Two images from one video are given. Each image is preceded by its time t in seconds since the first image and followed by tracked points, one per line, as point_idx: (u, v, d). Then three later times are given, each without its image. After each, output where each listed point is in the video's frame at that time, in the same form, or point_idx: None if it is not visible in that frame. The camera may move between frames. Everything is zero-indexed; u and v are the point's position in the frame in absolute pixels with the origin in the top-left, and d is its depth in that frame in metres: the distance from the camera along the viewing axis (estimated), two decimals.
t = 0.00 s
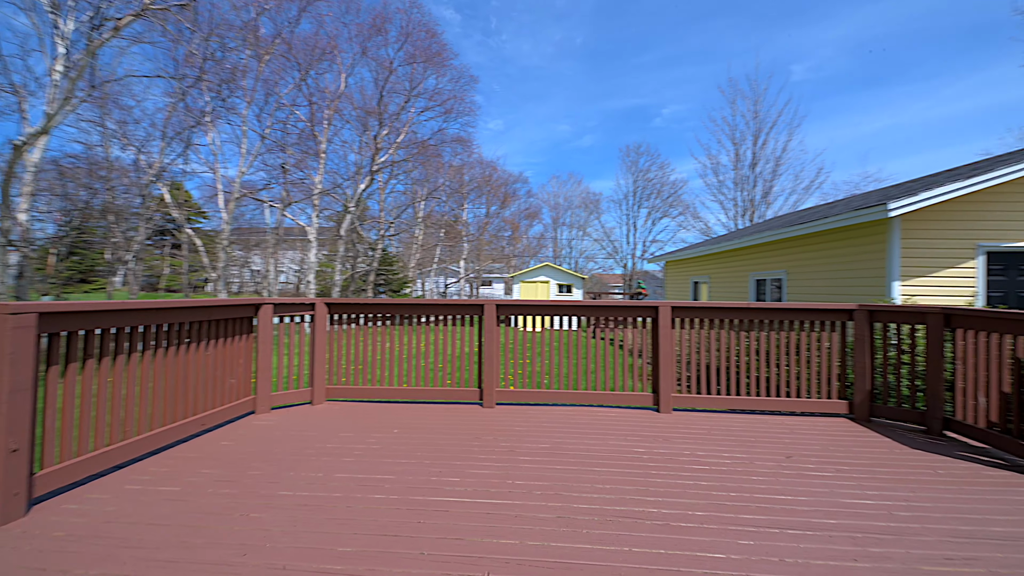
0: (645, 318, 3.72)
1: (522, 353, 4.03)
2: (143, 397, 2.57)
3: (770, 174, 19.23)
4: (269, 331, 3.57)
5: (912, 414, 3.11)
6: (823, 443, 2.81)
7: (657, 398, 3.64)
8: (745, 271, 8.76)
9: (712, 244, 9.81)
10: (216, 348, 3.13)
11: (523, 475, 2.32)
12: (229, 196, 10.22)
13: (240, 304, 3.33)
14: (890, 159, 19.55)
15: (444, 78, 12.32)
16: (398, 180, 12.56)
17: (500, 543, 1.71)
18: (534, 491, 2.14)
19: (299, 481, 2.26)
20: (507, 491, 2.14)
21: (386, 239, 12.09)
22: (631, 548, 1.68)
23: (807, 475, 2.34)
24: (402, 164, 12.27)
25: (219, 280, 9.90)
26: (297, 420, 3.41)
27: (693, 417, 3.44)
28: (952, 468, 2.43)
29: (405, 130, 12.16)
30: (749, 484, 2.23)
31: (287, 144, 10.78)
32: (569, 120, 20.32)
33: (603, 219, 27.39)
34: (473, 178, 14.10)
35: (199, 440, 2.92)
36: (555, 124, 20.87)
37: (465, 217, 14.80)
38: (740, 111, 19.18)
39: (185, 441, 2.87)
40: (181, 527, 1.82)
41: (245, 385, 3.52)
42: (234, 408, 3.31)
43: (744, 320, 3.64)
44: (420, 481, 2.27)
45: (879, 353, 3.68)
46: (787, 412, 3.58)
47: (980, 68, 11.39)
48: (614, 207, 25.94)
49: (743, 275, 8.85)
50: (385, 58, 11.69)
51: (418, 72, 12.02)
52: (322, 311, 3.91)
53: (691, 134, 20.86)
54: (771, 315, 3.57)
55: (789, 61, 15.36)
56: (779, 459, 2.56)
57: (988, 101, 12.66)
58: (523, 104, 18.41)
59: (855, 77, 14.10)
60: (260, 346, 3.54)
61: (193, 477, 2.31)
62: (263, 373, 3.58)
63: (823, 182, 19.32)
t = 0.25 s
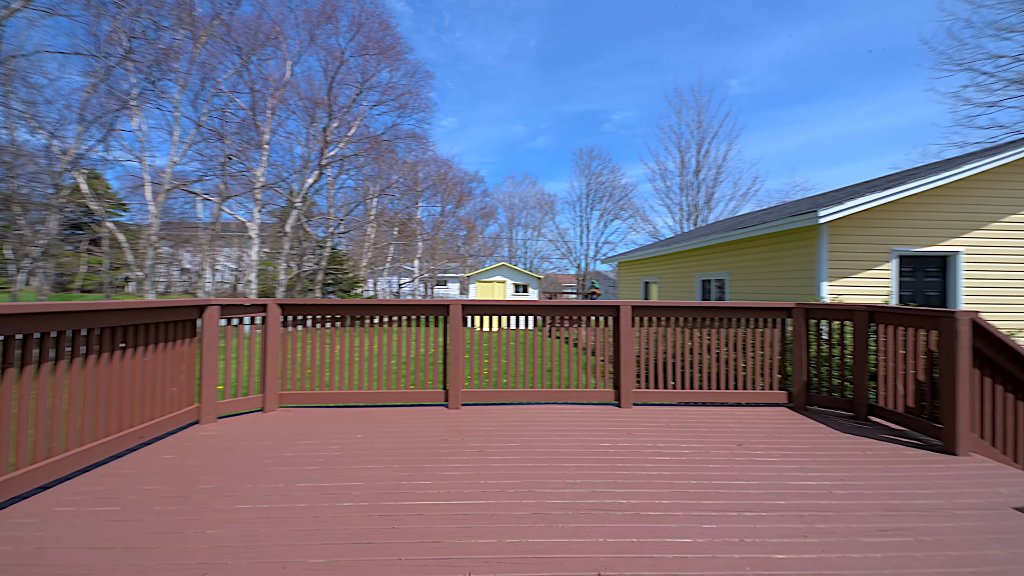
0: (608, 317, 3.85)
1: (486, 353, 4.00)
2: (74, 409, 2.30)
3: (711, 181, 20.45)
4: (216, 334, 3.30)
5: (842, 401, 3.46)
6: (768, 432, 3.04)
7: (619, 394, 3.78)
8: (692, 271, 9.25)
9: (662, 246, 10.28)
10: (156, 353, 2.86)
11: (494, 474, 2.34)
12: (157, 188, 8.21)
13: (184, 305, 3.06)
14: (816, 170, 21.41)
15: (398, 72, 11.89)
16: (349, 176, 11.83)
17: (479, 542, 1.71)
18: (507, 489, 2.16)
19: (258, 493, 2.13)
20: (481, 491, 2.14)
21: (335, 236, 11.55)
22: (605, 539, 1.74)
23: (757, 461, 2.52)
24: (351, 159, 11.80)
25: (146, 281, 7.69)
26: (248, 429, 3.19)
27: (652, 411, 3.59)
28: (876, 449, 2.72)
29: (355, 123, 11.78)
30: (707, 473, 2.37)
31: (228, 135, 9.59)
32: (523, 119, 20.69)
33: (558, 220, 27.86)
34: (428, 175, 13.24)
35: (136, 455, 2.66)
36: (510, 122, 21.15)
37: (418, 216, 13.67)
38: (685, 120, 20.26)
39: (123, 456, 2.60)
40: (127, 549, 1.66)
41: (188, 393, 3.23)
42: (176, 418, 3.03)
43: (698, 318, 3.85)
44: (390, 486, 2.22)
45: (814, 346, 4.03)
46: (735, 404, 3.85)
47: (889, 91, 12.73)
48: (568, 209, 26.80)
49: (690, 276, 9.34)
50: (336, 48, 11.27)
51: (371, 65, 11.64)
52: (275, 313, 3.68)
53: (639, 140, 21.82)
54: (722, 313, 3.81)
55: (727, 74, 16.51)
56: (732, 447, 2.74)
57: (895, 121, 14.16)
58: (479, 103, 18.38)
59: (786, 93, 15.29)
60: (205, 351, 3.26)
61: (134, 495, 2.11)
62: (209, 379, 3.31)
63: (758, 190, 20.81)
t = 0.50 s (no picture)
0: (573, 314, 3.92)
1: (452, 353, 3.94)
2: None
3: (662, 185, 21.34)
4: (156, 336, 3.01)
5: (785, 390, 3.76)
6: (722, 420, 3.23)
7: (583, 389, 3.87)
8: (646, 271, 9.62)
9: (617, 247, 10.61)
10: (86, 357, 2.57)
11: (466, 472, 2.32)
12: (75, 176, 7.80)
13: (119, 304, 2.75)
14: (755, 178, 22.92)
15: (351, 62, 11.29)
16: (296, 168, 10.56)
17: (458, 540, 1.70)
18: (481, 486, 2.15)
19: (214, 503, 1.98)
20: (455, 489, 2.12)
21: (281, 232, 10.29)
22: (581, 529, 1.78)
23: (716, 448, 2.67)
24: (301, 151, 10.59)
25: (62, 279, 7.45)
26: (194, 437, 2.95)
27: (615, 405, 3.71)
28: (817, 433, 2.97)
29: (304, 114, 10.88)
30: (671, 461, 2.48)
31: (158, 120, 8.68)
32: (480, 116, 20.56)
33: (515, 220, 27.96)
34: (382, 171, 12.05)
35: (62, 470, 2.38)
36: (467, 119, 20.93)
37: (371, 212, 12.08)
38: (638, 126, 20.98)
39: (48, 471, 2.32)
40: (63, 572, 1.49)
41: (123, 401, 2.93)
42: (110, 427, 2.75)
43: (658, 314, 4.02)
44: (359, 489, 2.14)
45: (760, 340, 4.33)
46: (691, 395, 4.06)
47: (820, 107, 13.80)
48: (525, 209, 27.03)
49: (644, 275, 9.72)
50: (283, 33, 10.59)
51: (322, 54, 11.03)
52: (223, 312, 3.41)
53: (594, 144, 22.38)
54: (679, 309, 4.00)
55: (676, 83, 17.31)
56: (691, 436, 2.89)
57: (825, 135, 15.41)
58: (436, 100, 18.07)
59: (731, 105, 16.19)
60: (143, 355, 2.96)
61: (65, 513, 1.89)
62: (148, 385, 3.02)
63: (703, 195, 21.96)
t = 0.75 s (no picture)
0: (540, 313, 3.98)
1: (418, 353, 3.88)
2: None
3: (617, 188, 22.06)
4: (89, 340, 2.71)
5: (735, 381, 4.04)
6: (682, 412, 3.40)
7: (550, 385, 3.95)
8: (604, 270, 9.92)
9: (576, 247, 10.83)
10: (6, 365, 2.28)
11: (441, 472, 2.29)
12: None
13: (44, 305, 2.45)
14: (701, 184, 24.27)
15: (300, 50, 10.62)
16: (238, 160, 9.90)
17: (439, 539, 1.68)
18: (457, 484, 2.14)
19: (168, 518, 1.83)
20: (431, 489, 2.09)
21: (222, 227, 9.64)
22: (560, 521, 1.82)
23: (679, 438, 2.81)
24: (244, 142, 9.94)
25: None
26: (136, 448, 2.70)
27: (581, 401, 3.80)
28: (766, 421, 3.20)
29: (248, 102, 10.16)
30: (639, 452, 2.58)
31: (78, 103, 7.76)
32: (437, 112, 20.18)
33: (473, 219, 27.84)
34: (334, 165, 11.58)
35: None
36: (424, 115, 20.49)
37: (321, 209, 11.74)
38: (594, 130, 21.53)
39: None
40: None
41: (50, 412, 2.63)
42: (37, 441, 2.47)
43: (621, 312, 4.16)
44: (330, 495, 2.06)
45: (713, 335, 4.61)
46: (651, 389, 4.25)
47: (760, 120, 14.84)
48: (483, 208, 27.01)
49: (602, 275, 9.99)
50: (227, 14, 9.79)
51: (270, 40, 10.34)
52: (165, 313, 3.14)
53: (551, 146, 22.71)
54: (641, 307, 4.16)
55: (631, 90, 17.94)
56: (655, 428, 3.02)
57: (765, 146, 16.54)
58: (392, 94, 17.56)
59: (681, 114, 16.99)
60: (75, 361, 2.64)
61: None
62: (80, 394, 2.72)
63: (655, 199, 22.92)
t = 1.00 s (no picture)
0: (509, 312, 4.04)
1: (386, 354, 3.82)
2: None
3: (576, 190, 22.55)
4: (21, 345, 2.47)
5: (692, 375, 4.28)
6: (645, 406, 3.57)
7: (520, 384, 4.02)
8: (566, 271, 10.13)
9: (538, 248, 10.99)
10: None
11: (416, 473, 2.29)
12: None
13: None
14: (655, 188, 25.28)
15: (247, 36, 9.96)
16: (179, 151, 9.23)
17: (421, 539, 1.69)
18: (434, 485, 2.15)
19: (125, 534, 1.71)
20: (408, 491, 2.09)
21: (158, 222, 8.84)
22: (539, 514, 1.88)
23: (643, 431, 2.96)
24: (183, 130, 9.23)
25: None
26: (76, 462, 2.49)
27: (549, 398, 3.89)
28: (721, 413, 3.43)
29: (187, 88, 9.43)
30: (608, 445, 2.70)
31: None
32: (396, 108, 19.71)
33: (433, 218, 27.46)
34: (284, 159, 10.87)
35: None
36: (382, 109, 19.94)
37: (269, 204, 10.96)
38: (554, 132, 21.92)
39: None
40: None
41: None
42: None
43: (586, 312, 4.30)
44: (302, 501, 2.01)
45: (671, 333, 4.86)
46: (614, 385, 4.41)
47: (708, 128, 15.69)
48: (443, 207, 26.74)
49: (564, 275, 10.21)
50: None
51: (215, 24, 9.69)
52: (108, 315, 2.90)
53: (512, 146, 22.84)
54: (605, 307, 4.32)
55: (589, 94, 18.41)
56: (621, 422, 3.16)
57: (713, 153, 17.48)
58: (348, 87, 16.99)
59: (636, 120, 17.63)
60: (0, 368, 2.39)
61: None
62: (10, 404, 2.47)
63: (613, 202, 23.61)
